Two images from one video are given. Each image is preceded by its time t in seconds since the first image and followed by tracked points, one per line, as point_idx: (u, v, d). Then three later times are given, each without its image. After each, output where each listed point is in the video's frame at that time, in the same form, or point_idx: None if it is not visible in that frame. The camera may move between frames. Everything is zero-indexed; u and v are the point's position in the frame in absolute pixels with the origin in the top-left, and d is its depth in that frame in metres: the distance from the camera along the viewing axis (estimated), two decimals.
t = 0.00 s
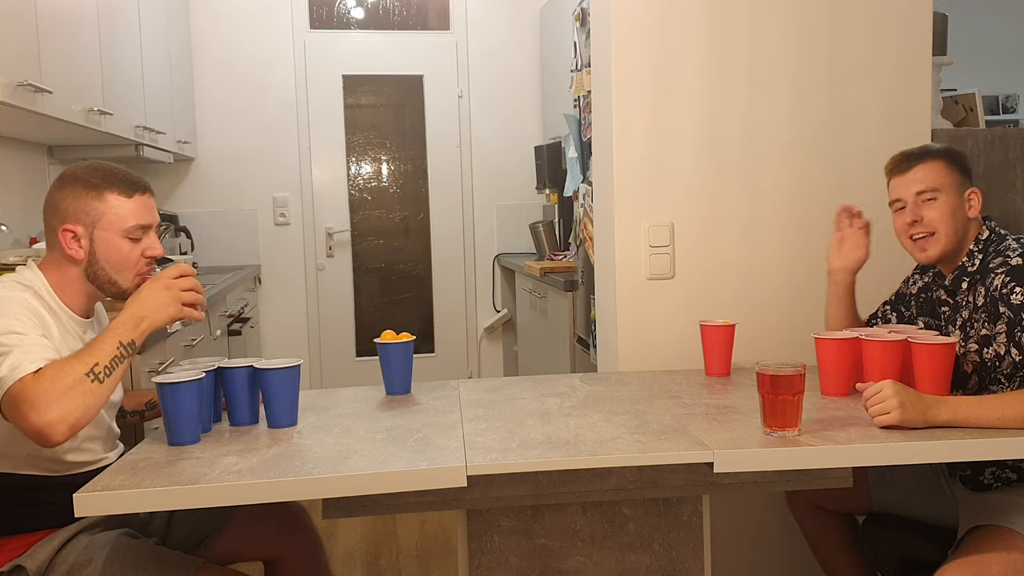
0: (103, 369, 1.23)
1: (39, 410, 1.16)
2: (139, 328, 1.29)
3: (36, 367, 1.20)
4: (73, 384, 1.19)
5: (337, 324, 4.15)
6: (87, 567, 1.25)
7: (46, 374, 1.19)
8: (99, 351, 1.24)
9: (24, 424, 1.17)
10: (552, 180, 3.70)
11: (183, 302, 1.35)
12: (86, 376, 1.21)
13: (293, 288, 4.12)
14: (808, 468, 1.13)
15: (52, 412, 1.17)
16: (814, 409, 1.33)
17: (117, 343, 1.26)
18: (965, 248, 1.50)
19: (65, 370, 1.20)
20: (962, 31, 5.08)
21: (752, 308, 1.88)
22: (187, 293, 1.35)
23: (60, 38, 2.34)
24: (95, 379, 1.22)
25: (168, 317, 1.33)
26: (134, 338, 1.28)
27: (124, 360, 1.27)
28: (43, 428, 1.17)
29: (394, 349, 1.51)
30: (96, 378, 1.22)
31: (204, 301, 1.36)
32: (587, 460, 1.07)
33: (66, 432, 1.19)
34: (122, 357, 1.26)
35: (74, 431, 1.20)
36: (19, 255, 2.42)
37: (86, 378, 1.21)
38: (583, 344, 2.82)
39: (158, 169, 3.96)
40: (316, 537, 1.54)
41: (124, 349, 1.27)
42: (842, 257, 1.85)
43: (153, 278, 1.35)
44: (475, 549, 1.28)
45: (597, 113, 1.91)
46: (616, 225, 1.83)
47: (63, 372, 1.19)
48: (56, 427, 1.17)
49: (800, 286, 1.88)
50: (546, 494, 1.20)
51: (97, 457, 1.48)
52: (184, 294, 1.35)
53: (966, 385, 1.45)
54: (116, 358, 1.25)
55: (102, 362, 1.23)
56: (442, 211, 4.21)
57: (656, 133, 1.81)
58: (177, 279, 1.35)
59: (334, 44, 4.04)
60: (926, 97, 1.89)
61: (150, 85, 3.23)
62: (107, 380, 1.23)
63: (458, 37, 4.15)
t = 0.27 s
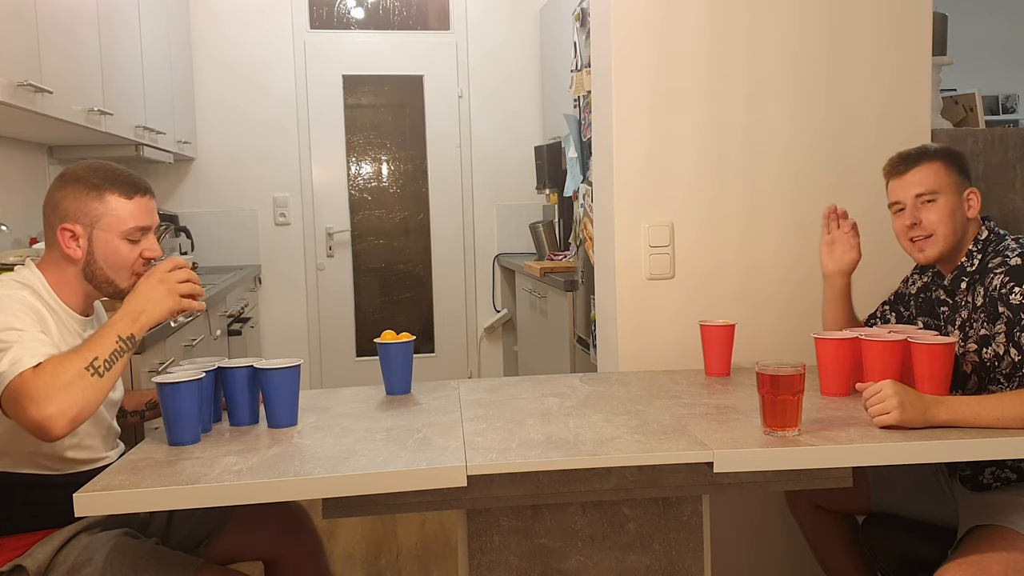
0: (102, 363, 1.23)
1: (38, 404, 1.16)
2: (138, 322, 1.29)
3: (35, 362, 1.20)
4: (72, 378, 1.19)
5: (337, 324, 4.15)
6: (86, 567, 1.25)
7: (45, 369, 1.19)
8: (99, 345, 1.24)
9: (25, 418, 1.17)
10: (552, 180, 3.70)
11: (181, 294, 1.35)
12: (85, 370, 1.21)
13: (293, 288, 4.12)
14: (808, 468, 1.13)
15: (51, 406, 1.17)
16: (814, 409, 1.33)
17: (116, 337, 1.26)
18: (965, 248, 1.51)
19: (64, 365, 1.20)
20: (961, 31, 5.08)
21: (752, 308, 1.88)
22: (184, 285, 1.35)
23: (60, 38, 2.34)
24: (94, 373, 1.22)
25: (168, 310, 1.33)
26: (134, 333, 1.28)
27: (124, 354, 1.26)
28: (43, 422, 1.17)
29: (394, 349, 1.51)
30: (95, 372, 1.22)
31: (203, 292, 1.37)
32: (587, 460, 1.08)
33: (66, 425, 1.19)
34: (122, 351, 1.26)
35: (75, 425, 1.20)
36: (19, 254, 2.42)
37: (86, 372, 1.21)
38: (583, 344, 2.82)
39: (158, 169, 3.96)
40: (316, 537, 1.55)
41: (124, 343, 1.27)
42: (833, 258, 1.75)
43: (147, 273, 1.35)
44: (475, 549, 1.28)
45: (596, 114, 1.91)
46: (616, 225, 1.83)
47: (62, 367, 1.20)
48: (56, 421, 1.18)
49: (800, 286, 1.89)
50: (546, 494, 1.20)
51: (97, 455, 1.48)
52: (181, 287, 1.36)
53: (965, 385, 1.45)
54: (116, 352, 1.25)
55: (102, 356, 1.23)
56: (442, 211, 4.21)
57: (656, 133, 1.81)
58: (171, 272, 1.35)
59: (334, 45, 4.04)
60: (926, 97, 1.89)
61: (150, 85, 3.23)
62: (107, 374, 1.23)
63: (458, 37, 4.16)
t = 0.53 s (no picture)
0: (102, 357, 1.22)
1: (38, 399, 1.16)
2: (138, 317, 1.28)
3: (36, 358, 1.21)
4: (72, 373, 1.19)
5: (337, 324, 4.15)
6: (86, 567, 1.25)
7: (45, 364, 1.19)
8: (99, 339, 1.24)
9: (25, 413, 1.17)
10: (551, 180, 3.70)
11: (179, 288, 1.34)
12: (85, 365, 1.21)
13: (293, 287, 4.12)
14: (807, 468, 1.13)
15: (51, 401, 1.17)
16: (814, 409, 1.33)
17: (116, 332, 1.25)
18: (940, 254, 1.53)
19: (64, 360, 1.20)
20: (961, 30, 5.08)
21: (752, 308, 1.88)
22: (180, 280, 1.34)
23: (60, 38, 2.34)
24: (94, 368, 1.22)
25: (167, 306, 1.32)
26: (133, 327, 1.27)
27: (124, 349, 1.26)
28: (43, 417, 1.17)
29: (394, 349, 1.51)
30: (95, 367, 1.22)
31: (202, 285, 1.35)
32: (587, 460, 1.08)
33: (67, 419, 1.19)
34: (121, 346, 1.26)
35: (75, 419, 1.20)
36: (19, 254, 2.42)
37: (86, 367, 1.21)
38: (583, 344, 2.82)
39: (158, 169, 3.96)
40: (316, 536, 1.55)
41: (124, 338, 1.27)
42: (835, 258, 1.78)
43: (144, 270, 1.34)
44: (475, 549, 1.28)
45: (596, 114, 1.91)
46: (616, 224, 1.83)
47: (62, 361, 1.20)
48: (57, 416, 1.18)
49: (800, 286, 1.89)
50: (546, 494, 1.20)
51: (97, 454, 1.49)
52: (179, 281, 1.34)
53: (966, 386, 1.45)
54: (115, 347, 1.25)
55: (101, 350, 1.23)
56: (442, 211, 4.21)
57: (656, 134, 1.82)
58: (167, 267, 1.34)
59: (334, 45, 4.04)
60: (926, 97, 1.89)
61: (150, 85, 3.23)
62: (107, 369, 1.23)
63: (458, 37, 4.16)
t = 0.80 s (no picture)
0: (100, 354, 1.22)
1: (37, 395, 1.17)
2: (136, 313, 1.28)
3: (35, 355, 1.21)
4: (71, 369, 1.19)
5: (337, 324, 4.16)
6: (85, 568, 1.25)
7: (44, 360, 1.19)
8: (97, 336, 1.24)
9: (25, 410, 1.18)
10: (551, 180, 3.70)
11: (178, 284, 1.34)
12: (84, 361, 1.21)
13: (293, 287, 4.12)
14: (807, 468, 1.13)
15: (50, 397, 1.17)
16: (813, 409, 1.33)
17: (114, 328, 1.25)
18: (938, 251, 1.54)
19: (63, 357, 1.20)
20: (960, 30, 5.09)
21: (752, 308, 1.88)
22: (179, 277, 1.33)
23: (60, 39, 2.34)
24: (93, 364, 1.22)
25: (165, 303, 1.32)
26: (131, 324, 1.27)
27: (122, 345, 1.26)
28: (43, 413, 1.17)
29: (394, 349, 1.51)
30: (94, 363, 1.22)
31: (201, 281, 1.34)
32: (587, 460, 1.08)
33: (66, 416, 1.19)
34: (119, 343, 1.26)
35: (75, 416, 1.20)
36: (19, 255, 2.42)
37: (84, 364, 1.21)
38: (583, 344, 2.82)
39: (159, 169, 3.96)
40: (316, 535, 1.55)
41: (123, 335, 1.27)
42: (831, 260, 1.73)
43: (142, 267, 1.34)
44: (475, 549, 1.28)
45: (597, 115, 1.92)
46: (616, 224, 1.83)
47: (60, 358, 1.20)
48: (56, 412, 1.18)
49: (800, 286, 1.89)
50: (546, 494, 1.20)
51: (98, 453, 1.48)
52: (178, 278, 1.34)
53: (966, 385, 1.46)
54: (113, 344, 1.25)
55: (99, 347, 1.23)
56: (443, 211, 4.21)
57: (656, 134, 1.82)
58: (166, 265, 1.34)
59: (335, 45, 4.04)
60: (926, 95, 1.89)
61: (150, 85, 3.23)
62: (106, 365, 1.23)
63: (459, 38, 4.16)
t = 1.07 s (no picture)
0: (98, 351, 1.23)
1: (35, 392, 1.17)
2: (134, 311, 1.28)
3: (31, 353, 1.21)
4: (68, 367, 1.19)
5: (337, 324, 4.15)
6: (85, 567, 1.25)
7: (42, 358, 1.19)
8: (95, 334, 1.24)
9: (23, 407, 1.18)
10: (552, 180, 3.70)
11: (176, 281, 1.34)
12: (81, 359, 1.21)
13: (293, 287, 4.12)
14: (807, 468, 1.13)
15: (48, 394, 1.17)
16: (813, 409, 1.33)
17: (112, 326, 1.25)
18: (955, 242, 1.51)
19: (61, 354, 1.20)
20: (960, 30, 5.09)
21: (752, 308, 1.88)
22: (177, 274, 1.34)
23: (60, 39, 2.34)
24: (91, 361, 1.22)
25: (163, 300, 1.33)
26: (129, 322, 1.27)
27: (120, 343, 1.26)
28: (41, 411, 1.17)
29: (394, 349, 1.51)
30: (92, 361, 1.22)
31: (199, 278, 1.35)
32: (587, 460, 1.08)
33: (65, 413, 1.19)
34: (118, 341, 1.26)
35: (73, 413, 1.20)
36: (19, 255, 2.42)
37: (82, 361, 1.21)
38: (583, 344, 2.82)
39: (159, 169, 3.96)
40: (315, 536, 1.56)
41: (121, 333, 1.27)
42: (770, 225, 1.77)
43: (141, 265, 1.34)
44: (474, 549, 1.28)
45: (597, 115, 1.92)
46: (617, 225, 1.83)
47: (58, 356, 1.20)
48: (54, 409, 1.18)
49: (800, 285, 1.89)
50: (545, 494, 1.19)
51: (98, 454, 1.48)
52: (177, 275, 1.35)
53: (967, 374, 1.45)
54: (112, 341, 1.25)
55: (98, 344, 1.23)
56: (443, 211, 4.21)
57: (656, 134, 1.82)
58: (164, 262, 1.34)
59: (335, 45, 4.04)
60: (926, 94, 1.89)
61: (150, 85, 3.22)
62: (104, 362, 1.23)
63: (459, 38, 4.16)
